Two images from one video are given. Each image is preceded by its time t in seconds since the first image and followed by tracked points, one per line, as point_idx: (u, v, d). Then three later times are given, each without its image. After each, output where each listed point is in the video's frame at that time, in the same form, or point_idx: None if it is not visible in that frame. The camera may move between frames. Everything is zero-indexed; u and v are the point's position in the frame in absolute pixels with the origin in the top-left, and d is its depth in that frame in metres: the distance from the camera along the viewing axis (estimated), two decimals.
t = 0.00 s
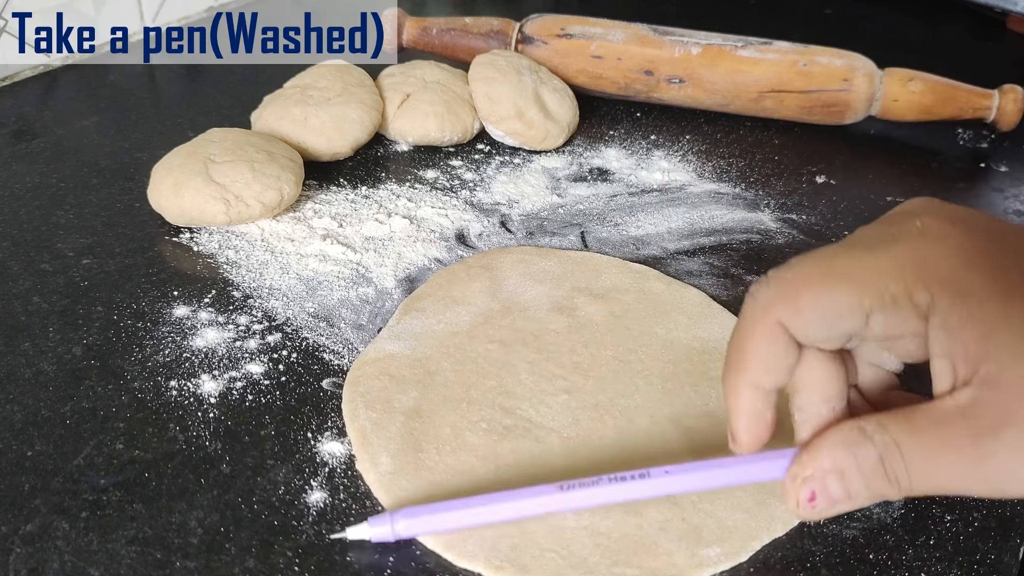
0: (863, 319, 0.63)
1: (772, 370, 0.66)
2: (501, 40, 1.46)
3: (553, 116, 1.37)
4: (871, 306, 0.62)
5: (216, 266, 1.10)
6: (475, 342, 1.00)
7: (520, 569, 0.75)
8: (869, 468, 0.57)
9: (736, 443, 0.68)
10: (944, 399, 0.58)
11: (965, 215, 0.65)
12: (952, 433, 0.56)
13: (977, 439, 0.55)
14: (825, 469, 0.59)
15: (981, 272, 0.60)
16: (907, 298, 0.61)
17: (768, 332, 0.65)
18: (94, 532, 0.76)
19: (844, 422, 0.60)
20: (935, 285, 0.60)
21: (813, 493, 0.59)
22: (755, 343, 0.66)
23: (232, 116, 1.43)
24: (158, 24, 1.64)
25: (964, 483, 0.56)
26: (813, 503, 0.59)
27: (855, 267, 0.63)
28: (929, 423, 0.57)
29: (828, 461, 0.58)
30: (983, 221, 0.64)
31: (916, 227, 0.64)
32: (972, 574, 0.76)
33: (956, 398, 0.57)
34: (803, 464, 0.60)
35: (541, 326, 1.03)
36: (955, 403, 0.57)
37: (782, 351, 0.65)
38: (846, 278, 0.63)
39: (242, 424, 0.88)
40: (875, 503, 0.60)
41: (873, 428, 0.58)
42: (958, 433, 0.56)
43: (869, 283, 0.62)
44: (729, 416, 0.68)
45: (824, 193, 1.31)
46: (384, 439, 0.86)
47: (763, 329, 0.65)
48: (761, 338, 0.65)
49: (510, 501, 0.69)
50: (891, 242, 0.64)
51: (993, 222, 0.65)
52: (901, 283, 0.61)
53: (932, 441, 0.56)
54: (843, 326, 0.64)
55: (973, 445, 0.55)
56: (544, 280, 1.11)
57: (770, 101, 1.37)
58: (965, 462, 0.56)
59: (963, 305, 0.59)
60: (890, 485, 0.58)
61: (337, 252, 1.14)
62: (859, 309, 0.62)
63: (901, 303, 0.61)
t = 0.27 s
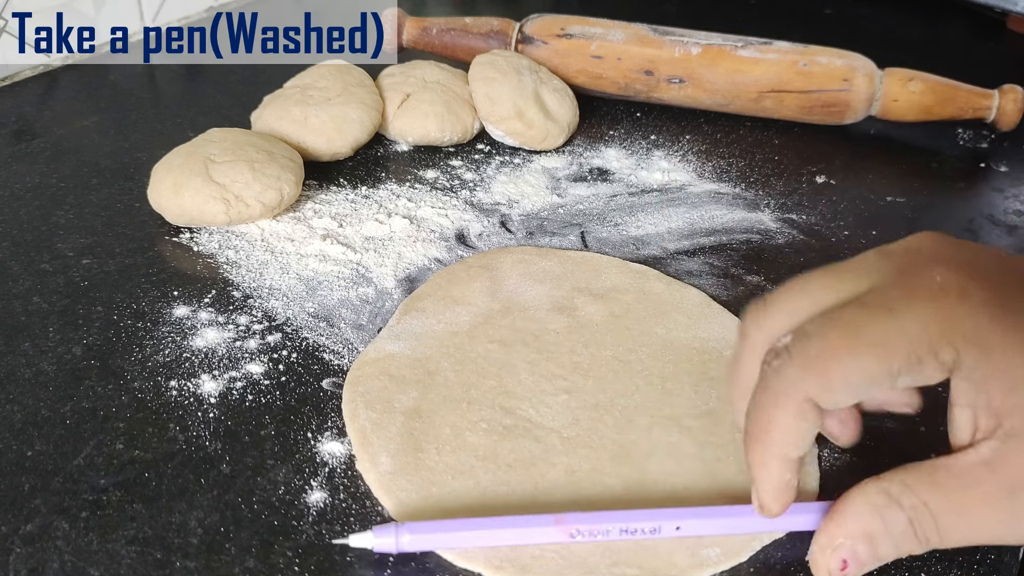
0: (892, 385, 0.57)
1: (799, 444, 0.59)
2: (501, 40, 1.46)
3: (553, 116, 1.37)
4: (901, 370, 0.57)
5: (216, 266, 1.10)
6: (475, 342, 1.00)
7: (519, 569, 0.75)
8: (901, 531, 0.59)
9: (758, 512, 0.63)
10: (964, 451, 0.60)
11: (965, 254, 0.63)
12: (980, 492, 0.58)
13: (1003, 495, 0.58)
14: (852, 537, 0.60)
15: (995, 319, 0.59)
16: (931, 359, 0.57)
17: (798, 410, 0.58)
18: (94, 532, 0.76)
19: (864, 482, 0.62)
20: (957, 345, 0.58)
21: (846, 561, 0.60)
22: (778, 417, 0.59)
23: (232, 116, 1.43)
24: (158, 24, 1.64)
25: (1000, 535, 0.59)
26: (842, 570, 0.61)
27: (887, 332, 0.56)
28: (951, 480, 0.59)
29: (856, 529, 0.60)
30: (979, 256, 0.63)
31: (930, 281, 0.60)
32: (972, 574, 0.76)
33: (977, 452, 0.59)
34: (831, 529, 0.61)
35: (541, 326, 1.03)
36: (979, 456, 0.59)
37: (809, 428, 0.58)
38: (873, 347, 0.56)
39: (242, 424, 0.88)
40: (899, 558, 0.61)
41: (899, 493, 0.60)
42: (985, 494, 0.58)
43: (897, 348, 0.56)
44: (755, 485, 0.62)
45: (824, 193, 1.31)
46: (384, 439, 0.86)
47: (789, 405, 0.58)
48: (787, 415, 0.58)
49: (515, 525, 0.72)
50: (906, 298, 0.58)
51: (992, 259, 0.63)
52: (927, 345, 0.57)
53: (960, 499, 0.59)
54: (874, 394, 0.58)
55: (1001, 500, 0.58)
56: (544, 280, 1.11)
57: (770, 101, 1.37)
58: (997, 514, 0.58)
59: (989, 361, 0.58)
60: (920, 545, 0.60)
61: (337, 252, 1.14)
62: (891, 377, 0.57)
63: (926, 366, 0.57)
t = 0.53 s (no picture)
0: (783, 408, 0.59)
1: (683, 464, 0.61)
2: (501, 40, 1.46)
3: (553, 116, 1.37)
4: (795, 395, 0.58)
5: (216, 266, 1.10)
6: (475, 342, 1.00)
7: (520, 569, 0.75)
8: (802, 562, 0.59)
9: (601, 508, 0.65)
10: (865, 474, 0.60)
11: (878, 274, 0.62)
12: (879, 516, 0.58)
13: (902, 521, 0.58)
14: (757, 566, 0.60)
15: (897, 343, 0.59)
16: (826, 382, 0.59)
17: (688, 428, 0.59)
18: (94, 532, 0.76)
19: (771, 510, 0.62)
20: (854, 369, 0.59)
21: None
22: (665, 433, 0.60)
23: (232, 116, 1.43)
24: (157, 24, 1.64)
25: (903, 556, 0.59)
26: None
27: (778, 354, 0.58)
28: (853, 505, 0.59)
29: (761, 560, 0.60)
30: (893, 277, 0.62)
31: (832, 304, 0.60)
32: (972, 574, 0.76)
33: (876, 474, 0.59)
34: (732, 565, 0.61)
35: (541, 326, 1.03)
36: (876, 476, 0.59)
37: (693, 448, 0.60)
38: (765, 372, 0.58)
39: (242, 424, 0.88)
40: None
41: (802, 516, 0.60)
42: (883, 518, 0.58)
43: (792, 372, 0.58)
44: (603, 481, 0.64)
45: (824, 193, 1.31)
46: (384, 439, 0.86)
47: (680, 423, 0.59)
48: (676, 431, 0.59)
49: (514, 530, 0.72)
50: (805, 322, 0.59)
51: (907, 279, 0.62)
52: (820, 366, 0.58)
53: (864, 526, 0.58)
54: (765, 417, 0.59)
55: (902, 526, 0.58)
56: (544, 280, 1.11)
57: (770, 101, 1.37)
58: (899, 537, 0.58)
59: (884, 383, 0.59)
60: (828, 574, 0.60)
61: (337, 252, 1.14)
62: (784, 400, 0.58)
63: (822, 389, 0.59)
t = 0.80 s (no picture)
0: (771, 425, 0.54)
1: (668, 483, 0.57)
2: (501, 40, 1.46)
3: (553, 116, 1.37)
4: (783, 412, 0.53)
5: (216, 266, 1.10)
6: (475, 342, 1.00)
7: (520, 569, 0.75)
8: None
9: (607, 535, 0.61)
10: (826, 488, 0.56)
11: (870, 281, 0.58)
12: (839, 539, 0.55)
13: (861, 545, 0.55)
14: None
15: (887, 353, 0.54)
16: (815, 399, 0.53)
17: (676, 446, 0.56)
18: (94, 532, 0.76)
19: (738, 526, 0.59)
20: (844, 388, 0.53)
21: None
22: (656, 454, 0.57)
23: (232, 116, 1.43)
24: (157, 24, 1.64)
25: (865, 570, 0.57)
26: None
27: (765, 367, 0.53)
28: (815, 528, 0.55)
29: None
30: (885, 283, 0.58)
31: (824, 313, 0.55)
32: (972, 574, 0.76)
33: (836, 492, 0.55)
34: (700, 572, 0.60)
35: (541, 326, 1.03)
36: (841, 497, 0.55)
37: (686, 468, 0.56)
38: (753, 388, 0.53)
39: (242, 424, 0.88)
40: None
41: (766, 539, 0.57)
42: (843, 543, 0.55)
43: (778, 390, 0.52)
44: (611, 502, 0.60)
45: (824, 193, 1.31)
46: (384, 440, 0.86)
47: (668, 441, 0.56)
48: (663, 452, 0.56)
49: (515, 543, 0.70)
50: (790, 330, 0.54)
51: (895, 284, 0.58)
52: (807, 381, 0.53)
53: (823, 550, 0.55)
54: (751, 434, 0.55)
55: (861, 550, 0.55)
56: (544, 280, 1.11)
57: (770, 101, 1.37)
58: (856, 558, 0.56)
59: (872, 404, 0.54)
60: None
61: (337, 252, 1.14)
62: (770, 419, 0.53)
63: (809, 407, 0.54)
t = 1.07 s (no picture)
0: (729, 392, 0.56)
1: (642, 464, 0.58)
2: (501, 40, 1.46)
3: (553, 116, 1.37)
4: (736, 375, 0.55)
5: (216, 266, 1.10)
6: (475, 342, 1.00)
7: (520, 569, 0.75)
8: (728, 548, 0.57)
9: (597, 523, 0.62)
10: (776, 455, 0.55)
11: (819, 252, 0.59)
12: (794, 505, 0.55)
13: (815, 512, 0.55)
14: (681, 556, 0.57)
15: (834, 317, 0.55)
16: (763, 363, 0.55)
17: (644, 422, 0.57)
18: (94, 532, 0.76)
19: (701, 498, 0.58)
20: (793, 349, 0.54)
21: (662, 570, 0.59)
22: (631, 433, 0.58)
23: (232, 116, 1.43)
24: (157, 24, 1.64)
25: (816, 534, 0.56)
26: None
27: (718, 335, 0.55)
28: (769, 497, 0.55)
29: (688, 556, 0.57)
30: (834, 253, 0.59)
31: (767, 279, 0.56)
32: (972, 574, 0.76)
33: (784, 458, 0.54)
34: (665, 567, 0.59)
35: (541, 326, 1.03)
36: (795, 464, 0.54)
37: (664, 448, 0.58)
38: (705, 354, 0.55)
39: (242, 424, 0.88)
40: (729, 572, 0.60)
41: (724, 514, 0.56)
42: (796, 510, 0.55)
43: (727, 353, 0.54)
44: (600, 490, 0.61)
45: (824, 193, 1.31)
46: (384, 440, 0.86)
47: (638, 419, 0.57)
48: (636, 429, 0.57)
49: (517, 539, 0.70)
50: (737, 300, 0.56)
51: (843, 254, 0.59)
52: (753, 340, 0.54)
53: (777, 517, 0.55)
54: (710, 401, 0.56)
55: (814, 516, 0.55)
56: (544, 280, 1.11)
57: (770, 101, 1.37)
58: (811, 524, 0.55)
59: (817, 366, 0.54)
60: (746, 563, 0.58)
61: (337, 253, 1.14)
62: (723, 383, 0.55)
63: (759, 370, 0.55)
